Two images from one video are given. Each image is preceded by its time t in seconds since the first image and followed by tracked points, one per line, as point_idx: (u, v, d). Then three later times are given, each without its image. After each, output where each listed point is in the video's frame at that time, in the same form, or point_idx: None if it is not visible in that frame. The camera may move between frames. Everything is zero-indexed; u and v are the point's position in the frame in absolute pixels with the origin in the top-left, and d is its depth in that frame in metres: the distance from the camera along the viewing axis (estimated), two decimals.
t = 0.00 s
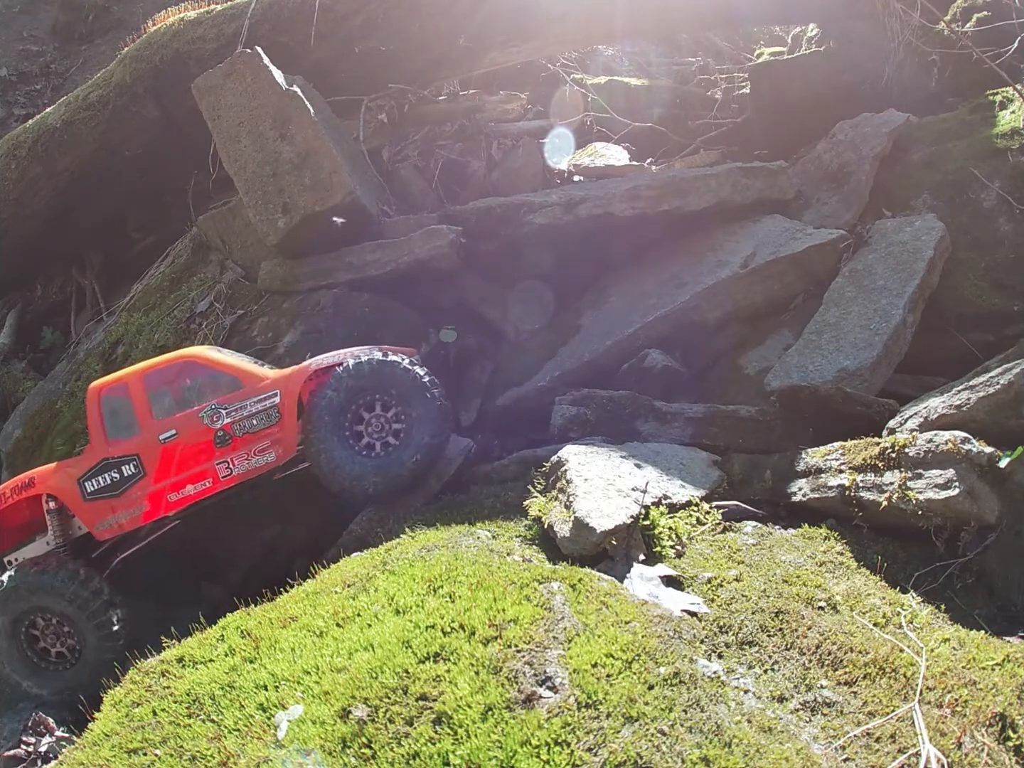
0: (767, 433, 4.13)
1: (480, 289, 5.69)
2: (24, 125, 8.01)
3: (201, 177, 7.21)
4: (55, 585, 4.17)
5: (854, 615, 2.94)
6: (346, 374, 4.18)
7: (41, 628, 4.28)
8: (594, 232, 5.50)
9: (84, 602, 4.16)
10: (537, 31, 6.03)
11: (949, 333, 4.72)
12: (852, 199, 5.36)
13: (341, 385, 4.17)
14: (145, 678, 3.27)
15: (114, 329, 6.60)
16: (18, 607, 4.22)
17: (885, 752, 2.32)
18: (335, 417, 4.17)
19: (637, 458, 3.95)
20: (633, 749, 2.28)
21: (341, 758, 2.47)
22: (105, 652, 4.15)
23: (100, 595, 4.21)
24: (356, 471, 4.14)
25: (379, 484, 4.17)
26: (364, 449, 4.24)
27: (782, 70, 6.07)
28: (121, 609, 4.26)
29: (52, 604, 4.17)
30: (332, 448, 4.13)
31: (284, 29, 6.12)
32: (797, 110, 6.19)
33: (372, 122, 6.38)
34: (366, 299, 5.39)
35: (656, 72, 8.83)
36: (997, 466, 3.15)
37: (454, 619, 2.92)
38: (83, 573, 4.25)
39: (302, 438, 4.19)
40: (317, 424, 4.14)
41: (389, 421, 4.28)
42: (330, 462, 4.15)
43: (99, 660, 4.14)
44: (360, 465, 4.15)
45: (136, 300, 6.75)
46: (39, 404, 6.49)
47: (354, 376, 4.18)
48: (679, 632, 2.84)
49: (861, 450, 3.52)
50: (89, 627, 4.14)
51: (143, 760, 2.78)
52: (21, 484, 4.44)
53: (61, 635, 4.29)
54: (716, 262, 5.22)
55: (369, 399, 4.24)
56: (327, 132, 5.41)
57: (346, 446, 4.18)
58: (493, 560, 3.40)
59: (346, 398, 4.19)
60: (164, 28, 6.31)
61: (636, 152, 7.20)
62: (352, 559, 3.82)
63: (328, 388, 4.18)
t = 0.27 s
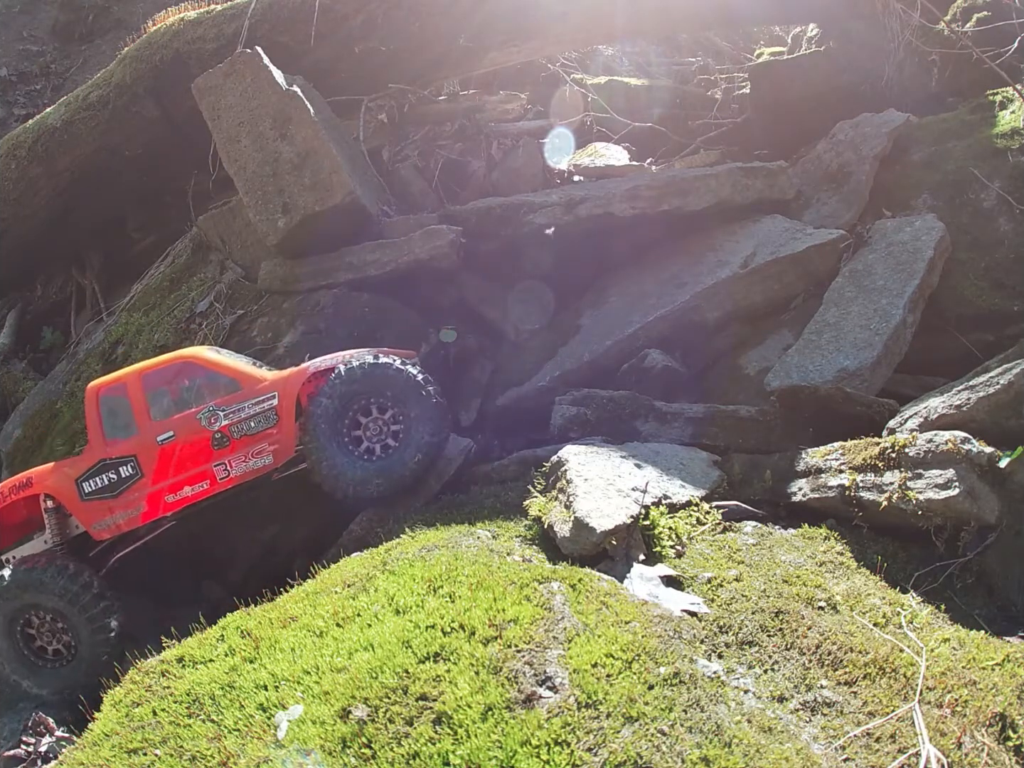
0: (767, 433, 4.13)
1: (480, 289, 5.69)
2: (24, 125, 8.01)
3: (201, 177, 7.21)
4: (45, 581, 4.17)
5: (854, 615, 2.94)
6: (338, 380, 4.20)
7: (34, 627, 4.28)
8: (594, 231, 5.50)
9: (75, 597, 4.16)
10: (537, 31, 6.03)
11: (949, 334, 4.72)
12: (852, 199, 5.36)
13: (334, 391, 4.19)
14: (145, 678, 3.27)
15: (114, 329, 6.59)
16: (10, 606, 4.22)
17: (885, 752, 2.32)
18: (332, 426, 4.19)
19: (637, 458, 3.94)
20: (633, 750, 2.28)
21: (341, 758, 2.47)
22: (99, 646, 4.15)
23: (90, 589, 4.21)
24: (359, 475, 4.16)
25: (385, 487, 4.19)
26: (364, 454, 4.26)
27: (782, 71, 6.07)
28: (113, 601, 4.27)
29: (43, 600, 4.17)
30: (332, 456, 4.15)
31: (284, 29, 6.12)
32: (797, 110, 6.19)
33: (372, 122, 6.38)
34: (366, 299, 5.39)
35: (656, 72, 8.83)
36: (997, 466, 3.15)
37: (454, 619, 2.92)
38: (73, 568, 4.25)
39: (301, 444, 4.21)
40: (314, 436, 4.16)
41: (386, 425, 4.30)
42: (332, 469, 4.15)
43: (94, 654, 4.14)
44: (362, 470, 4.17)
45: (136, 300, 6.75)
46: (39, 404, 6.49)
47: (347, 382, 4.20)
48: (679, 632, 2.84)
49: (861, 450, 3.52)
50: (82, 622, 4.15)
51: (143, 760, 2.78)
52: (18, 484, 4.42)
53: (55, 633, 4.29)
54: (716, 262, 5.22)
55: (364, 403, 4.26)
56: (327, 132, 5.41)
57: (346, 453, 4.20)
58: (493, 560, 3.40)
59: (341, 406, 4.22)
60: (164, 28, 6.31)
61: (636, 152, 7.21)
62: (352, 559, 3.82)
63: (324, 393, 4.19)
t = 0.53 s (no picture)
0: (767, 433, 4.13)
1: (480, 289, 5.69)
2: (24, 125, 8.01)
3: (201, 177, 7.21)
4: (24, 574, 4.20)
5: (854, 615, 2.94)
6: (325, 392, 4.13)
7: (25, 625, 4.31)
8: (594, 232, 5.50)
9: (50, 584, 4.17)
10: (537, 31, 6.03)
11: (948, 334, 4.72)
12: (852, 199, 5.36)
13: (321, 400, 4.12)
14: (145, 678, 3.27)
15: (114, 329, 6.59)
16: None
17: (885, 752, 2.32)
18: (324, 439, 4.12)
19: (637, 458, 3.95)
20: (633, 750, 2.28)
21: (341, 758, 2.47)
22: (84, 629, 4.15)
23: (66, 574, 4.21)
24: (361, 483, 4.14)
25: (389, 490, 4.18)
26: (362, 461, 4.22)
27: (782, 70, 6.07)
28: (92, 585, 4.27)
29: (24, 592, 4.20)
30: (331, 468, 4.12)
31: (284, 29, 6.12)
32: (797, 110, 6.19)
33: (372, 122, 6.38)
34: (366, 299, 5.39)
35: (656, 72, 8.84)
36: (997, 466, 3.16)
37: (454, 619, 2.92)
38: (50, 558, 4.26)
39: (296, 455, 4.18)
40: (308, 453, 4.11)
41: (381, 431, 4.25)
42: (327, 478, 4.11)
43: (79, 637, 4.14)
44: (363, 477, 4.15)
45: (136, 300, 6.75)
46: (39, 404, 6.49)
47: (333, 392, 4.13)
48: (679, 632, 2.84)
49: (861, 450, 3.52)
50: (63, 607, 4.16)
51: (143, 760, 2.79)
52: (15, 484, 4.46)
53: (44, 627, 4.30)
54: (716, 262, 5.22)
55: (353, 409, 4.19)
56: (327, 132, 5.41)
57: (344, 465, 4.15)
58: (493, 560, 3.40)
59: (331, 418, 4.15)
60: (164, 28, 6.31)
61: (636, 152, 7.21)
62: (352, 559, 3.82)
63: (313, 402, 4.13)
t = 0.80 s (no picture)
0: (767, 433, 4.13)
1: (480, 290, 5.70)
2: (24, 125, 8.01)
3: (201, 176, 7.20)
4: (27, 575, 4.17)
5: (854, 615, 2.94)
6: (317, 395, 4.12)
7: (27, 625, 4.29)
8: (594, 231, 5.50)
9: (57, 587, 4.15)
10: (537, 31, 6.02)
11: (948, 334, 4.72)
12: (852, 199, 5.36)
13: (315, 402, 4.11)
14: (145, 678, 3.27)
15: (114, 329, 6.59)
16: None
17: (885, 752, 2.32)
18: (318, 444, 4.12)
19: (637, 458, 3.94)
20: (633, 750, 2.28)
21: (341, 758, 2.47)
22: (89, 633, 4.14)
23: (64, 573, 4.20)
24: (353, 487, 4.10)
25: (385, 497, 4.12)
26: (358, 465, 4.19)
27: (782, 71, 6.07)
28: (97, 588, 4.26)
29: (29, 593, 4.17)
30: (325, 472, 4.12)
31: (284, 29, 6.11)
32: (797, 110, 6.19)
33: (372, 122, 6.38)
34: (366, 299, 5.39)
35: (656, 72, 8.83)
36: (996, 466, 3.16)
37: (454, 619, 2.92)
38: (54, 560, 4.24)
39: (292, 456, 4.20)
40: (302, 458, 4.13)
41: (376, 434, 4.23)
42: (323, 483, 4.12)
43: (83, 641, 4.13)
44: (355, 481, 4.11)
45: (136, 300, 6.75)
46: (39, 404, 6.49)
47: (323, 397, 4.11)
48: (679, 632, 2.84)
49: (861, 450, 3.51)
50: (68, 611, 4.14)
51: (143, 760, 2.78)
52: (14, 477, 4.47)
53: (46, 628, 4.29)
54: (716, 262, 5.21)
55: (347, 412, 4.17)
56: (327, 132, 5.41)
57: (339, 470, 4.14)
58: (493, 560, 3.40)
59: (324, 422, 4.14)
60: (164, 28, 6.31)
61: (636, 152, 7.21)
62: (352, 559, 3.82)
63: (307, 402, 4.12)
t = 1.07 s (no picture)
0: (767, 433, 4.13)
1: (480, 290, 5.70)
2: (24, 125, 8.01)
3: (201, 176, 7.20)
4: (34, 580, 4.16)
5: (854, 615, 2.94)
6: (318, 396, 4.10)
7: (31, 628, 4.28)
8: (594, 232, 5.50)
9: (65, 592, 4.14)
10: (537, 30, 6.02)
11: (949, 334, 4.72)
12: (852, 199, 5.36)
13: (316, 403, 4.10)
14: (145, 678, 3.27)
15: (114, 329, 6.59)
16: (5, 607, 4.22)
17: (885, 752, 2.32)
18: (320, 443, 4.11)
19: (637, 458, 3.95)
20: (633, 749, 2.28)
21: (340, 758, 2.47)
22: (94, 640, 4.12)
23: (64, 573, 4.20)
24: (352, 487, 4.12)
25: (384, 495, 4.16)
26: (357, 463, 4.20)
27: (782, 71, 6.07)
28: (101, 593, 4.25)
29: (35, 597, 4.16)
30: (325, 471, 4.12)
31: (284, 29, 6.11)
32: (797, 110, 6.19)
33: (372, 122, 6.38)
34: (366, 299, 5.39)
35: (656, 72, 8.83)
36: (996, 466, 3.16)
37: (454, 619, 2.92)
38: (61, 565, 4.23)
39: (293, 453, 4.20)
40: (304, 457, 4.12)
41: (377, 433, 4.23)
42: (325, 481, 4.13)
43: (89, 647, 4.11)
44: (354, 481, 4.12)
45: (136, 300, 6.75)
46: (39, 404, 6.49)
47: (325, 397, 4.10)
48: (679, 632, 2.84)
49: (861, 450, 3.51)
50: (74, 617, 4.12)
51: (143, 760, 2.78)
52: (15, 478, 4.47)
53: (51, 632, 4.27)
54: (716, 262, 5.21)
55: (348, 411, 4.16)
56: (327, 132, 5.41)
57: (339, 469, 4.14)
58: (493, 560, 3.40)
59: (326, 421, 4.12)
60: (164, 28, 6.31)
61: (636, 152, 7.21)
62: (351, 559, 3.82)
63: (308, 403, 4.11)
